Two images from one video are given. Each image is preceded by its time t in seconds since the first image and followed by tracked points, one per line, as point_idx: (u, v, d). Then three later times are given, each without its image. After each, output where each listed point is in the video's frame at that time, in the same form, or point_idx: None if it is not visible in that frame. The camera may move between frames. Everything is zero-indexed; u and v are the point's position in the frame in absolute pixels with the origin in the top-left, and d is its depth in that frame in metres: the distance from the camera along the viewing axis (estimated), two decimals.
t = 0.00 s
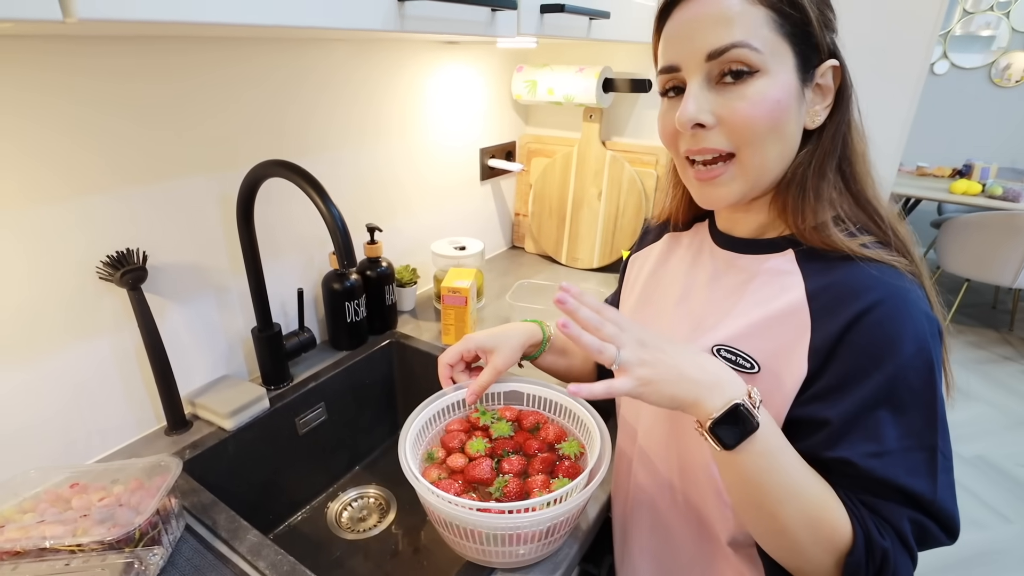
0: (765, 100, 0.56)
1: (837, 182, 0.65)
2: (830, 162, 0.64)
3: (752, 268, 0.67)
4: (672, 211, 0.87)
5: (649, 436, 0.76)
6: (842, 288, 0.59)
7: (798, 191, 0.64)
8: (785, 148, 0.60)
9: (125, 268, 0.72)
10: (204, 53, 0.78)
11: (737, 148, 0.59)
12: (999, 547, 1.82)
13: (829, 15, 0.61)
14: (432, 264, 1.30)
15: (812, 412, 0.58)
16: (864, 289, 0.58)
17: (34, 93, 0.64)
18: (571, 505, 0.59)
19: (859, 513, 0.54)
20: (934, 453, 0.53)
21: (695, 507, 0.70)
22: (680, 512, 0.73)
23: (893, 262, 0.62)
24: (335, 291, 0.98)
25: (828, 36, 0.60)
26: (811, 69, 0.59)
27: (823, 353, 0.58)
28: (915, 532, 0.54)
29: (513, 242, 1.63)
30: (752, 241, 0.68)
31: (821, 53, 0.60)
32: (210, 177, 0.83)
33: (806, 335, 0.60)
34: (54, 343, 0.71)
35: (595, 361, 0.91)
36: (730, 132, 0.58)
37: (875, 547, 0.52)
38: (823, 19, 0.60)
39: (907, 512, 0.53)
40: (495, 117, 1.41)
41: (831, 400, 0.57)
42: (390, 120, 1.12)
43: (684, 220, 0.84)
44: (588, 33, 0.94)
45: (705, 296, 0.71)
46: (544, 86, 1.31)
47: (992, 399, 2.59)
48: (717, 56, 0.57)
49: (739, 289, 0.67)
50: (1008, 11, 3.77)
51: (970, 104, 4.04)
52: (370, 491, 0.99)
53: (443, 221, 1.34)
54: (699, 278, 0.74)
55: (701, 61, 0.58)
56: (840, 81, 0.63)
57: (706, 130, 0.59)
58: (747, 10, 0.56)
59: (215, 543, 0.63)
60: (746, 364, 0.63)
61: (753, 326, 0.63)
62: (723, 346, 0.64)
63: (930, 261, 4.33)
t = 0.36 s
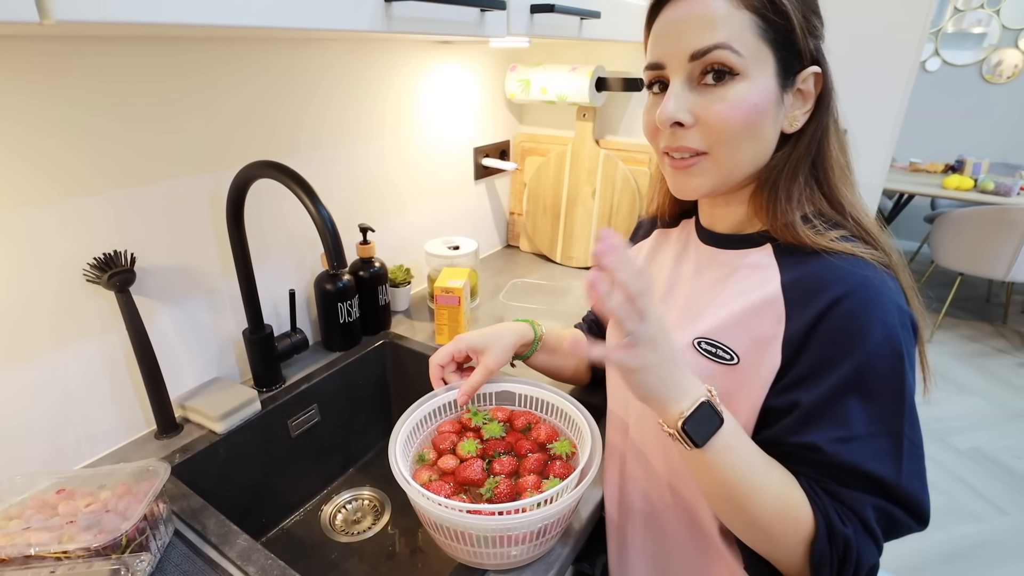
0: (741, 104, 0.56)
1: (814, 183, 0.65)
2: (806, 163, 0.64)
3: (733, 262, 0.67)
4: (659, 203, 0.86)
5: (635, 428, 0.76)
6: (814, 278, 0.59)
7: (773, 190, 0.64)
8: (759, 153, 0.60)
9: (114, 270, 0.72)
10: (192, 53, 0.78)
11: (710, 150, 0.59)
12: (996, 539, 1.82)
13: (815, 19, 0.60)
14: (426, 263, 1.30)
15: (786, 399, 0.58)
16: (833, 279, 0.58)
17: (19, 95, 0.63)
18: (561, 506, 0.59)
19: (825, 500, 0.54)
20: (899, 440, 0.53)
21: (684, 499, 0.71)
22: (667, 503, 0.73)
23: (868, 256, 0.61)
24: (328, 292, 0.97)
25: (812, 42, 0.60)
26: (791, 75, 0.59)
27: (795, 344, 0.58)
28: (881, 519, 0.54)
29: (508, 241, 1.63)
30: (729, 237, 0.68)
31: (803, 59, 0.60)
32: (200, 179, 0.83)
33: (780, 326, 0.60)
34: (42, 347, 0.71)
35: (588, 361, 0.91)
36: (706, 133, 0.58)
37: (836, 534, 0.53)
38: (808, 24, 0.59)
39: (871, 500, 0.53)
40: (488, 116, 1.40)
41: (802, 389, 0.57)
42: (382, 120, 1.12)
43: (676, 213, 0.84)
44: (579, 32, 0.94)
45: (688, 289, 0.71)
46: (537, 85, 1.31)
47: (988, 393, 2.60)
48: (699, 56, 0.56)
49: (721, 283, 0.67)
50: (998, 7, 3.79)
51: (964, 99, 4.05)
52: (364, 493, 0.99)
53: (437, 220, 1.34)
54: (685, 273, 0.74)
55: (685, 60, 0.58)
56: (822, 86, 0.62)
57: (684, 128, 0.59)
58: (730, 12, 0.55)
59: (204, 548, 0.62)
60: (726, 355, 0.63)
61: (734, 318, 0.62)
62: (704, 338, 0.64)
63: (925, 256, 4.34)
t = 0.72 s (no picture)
0: (732, 127, 0.58)
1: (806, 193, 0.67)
2: (799, 174, 0.65)
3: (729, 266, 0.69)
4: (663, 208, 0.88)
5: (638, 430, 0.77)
6: (808, 278, 0.61)
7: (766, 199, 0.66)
8: (750, 170, 0.62)
9: (125, 291, 0.74)
10: (197, 79, 0.80)
11: (700, 169, 0.62)
12: (1005, 533, 1.83)
13: (810, 35, 0.61)
14: (428, 274, 1.32)
15: (784, 394, 0.60)
16: (825, 279, 0.60)
17: (33, 127, 0.66)
18: (568, 510, 0.60)
19: (826, 498, 0.56)
20: (895, 434, 0.55)
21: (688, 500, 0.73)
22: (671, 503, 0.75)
23: (858, 256, 0.63)
24: (333, 306, 1.00)
25: (806, 59, 0.61)
26: (785, 92, 0.60)
27: (791, 342, 0.60)
28: (883, 514, 0.55)
29: (508, 250, 1.65)
30: (726, 240, 0.70)
31: (797, 76, 0.60)
32: (205, 200, 0.85)
33: (775, 325, 0.62)
34: (56, 367, 0.73)
35: (590, 367, 0.92)
36: (697, 154, 0.61)
37: (840, 530, 0.54)
38: (802, 43, 0.60)
39: (871, 496, 0.55)
40: (485, 128, 1.43)
41: (799, 385, 0.59)
42: (381, 135, 1.14)
43: (673, 218, 0.85)
44: (570, 46, 0.97)
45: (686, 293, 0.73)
46: (532, 97, 1.33)
47: (991, 385, 2.61)
48: (690, 82, 0.58)
49: (718, 286, 0.69)
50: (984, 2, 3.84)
51: (955, 93, 4.09)
52: (373, 504, 1.00)
53: (437, 231, 1.36)
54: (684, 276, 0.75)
55: (677, 84, 0.60)
56: (817, 101, 0.64)
57: (676, 149, 0.62)
58: (722, 38, 0.57)
59: (218, 562, 0.64)
60: (724, 355, 0.65)
61: (729, 319, 0.65)
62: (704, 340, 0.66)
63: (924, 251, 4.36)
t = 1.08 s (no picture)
0: (716, 160, 0.60)
1: (792, 218, 0.68)
2: (784, 199, 0.67)
3: (720, 283, 0.70)
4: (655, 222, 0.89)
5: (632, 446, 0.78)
6: (794, 298, 0.62)
7: (752, 224, 0.67)
8: (735, 197, 0.64)
9: (123, 318, 0.74)
10: (193, 107, 0.81)
11: (684, 197, 0.64)
12: (1007, 534, 1.83)
13: (802, 64, 0.62)
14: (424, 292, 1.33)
15: (780, 416, 0.61)
16: (811, 299, 0.61)
17: (32, 158, 0.66)
18: (570, 524, 0.61)
19: (835, 521, 0.56)
20: (894, 450, 0.56)
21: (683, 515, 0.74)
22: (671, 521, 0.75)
23: (845, 272, 0.64)
24: (331, 326, 1.00)
25: (796, 90, 0.61)
26: (772, 122, 0.62)
27: (784, 361, 0.61)
28: (892, 527, 0.56)
29: (503, 266, 1.66)
30: (717, 255, 0.72)
31: (786, 106, 0.62)
32: (202, 225, 0.86)
33: (766, 343, 0.63)
34: (55, 396, 0.73)
35: (588, 382, 0.93)
36: (681, 183, 0.63)
37: (855, 553, 0.54)
38: (793, 73, 0.61)
39: (880, 511, 0.56)
40: (477, 146, 1.45)
41: (797, 405, 0.59)
42: (374, 156, 1.15)
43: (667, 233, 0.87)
44: (559, 65, 0.99)
45: (679, 310, 0.74)
46: (522, 114, 1.35)
47: (987, 386, 2.62)
48: (676, 114, 0.60)
49: (710, 303, 0.70)
50: (962, 10, 3.92)
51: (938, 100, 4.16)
52: (375, 524, 1.00)
53: (433, 249, 1.37)
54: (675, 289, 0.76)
55: (663, 114, 0.61)
56: (805, 129, 0.65)
57: (660, 176, 0.64)
58: (710, 72, 0.58)
59: None
60: (719, 375, 0.66)
61: (720, 338, 0.66)
62: (697, 358, 0.67)
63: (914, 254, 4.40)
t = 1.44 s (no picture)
0: (711, 180, 0.61)
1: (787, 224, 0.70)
2: (779, 207, 0.68)
3: (718, 294, 0.71)
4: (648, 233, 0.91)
5: (632, 452, 0.78)
6: (798, 313, 0.62)
7: (748, 236, 0.68)
8: (733, 211, 0.65)
9: (127, 320, 0.75)
10: (199, 112, 0.83)
11: (682, 217, 0.65)
12: (1001, 542, 1.83)
13: (786, 77, 0.63)
14: (423, 297, 1.34)
15: (799, 433, 0.60)
16: (814, 318, 0.61)
17: (42, 161, 0.68)
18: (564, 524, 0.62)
19: (871, 538, 0.57)
20: (914, 451, 0.56)
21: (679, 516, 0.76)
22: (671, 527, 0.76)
23: (844, 284, 0.65)
24: (331, 330, 1.01)
25: (783, 102, 0.63)
26: (763, 135, 0.63)
27: (793, 378, 0.62)
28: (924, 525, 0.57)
29: (502, 271, 1.67)
30: (715, 267, 0.72)
31: (774, 119, 0.63)
32: (206, 229, 0.87)
33: (772, 358, 0.63)
34: (59, 397, 0.74)
35: (585, 386, 0.94)
36: (677, 205, 0.64)
37: (896, 568, 0.55)
38: (778, 86, 0.62)
39: (914, 514, 0.56)
40: (477, 153, 1.47)
41: (811, 422, 0.59)
42: (373, 163, 1.17)
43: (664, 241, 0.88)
44: (558, 73, 1.00)
45: (678, 322, 0.74)
46: (522, 122, 1.37)
47: (983, 395, 2.63)
48: (666, 139, 0.61)
49: (710, 314, 0.71)
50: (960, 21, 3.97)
51: (935, 110, 4.20)
52: (373, 526, 1.00)
53: (433, 254, 1.38)
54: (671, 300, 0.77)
55: (652, 140, 0.62)
56: (796, 137, 0.66)
57: (656, 200, 0.65)
58: (695, 97, 0.59)
59: None
60: (719, 388, 0.66)
61: (722, 351, 0.66)
62: (697, 370, 0.68)
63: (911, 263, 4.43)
